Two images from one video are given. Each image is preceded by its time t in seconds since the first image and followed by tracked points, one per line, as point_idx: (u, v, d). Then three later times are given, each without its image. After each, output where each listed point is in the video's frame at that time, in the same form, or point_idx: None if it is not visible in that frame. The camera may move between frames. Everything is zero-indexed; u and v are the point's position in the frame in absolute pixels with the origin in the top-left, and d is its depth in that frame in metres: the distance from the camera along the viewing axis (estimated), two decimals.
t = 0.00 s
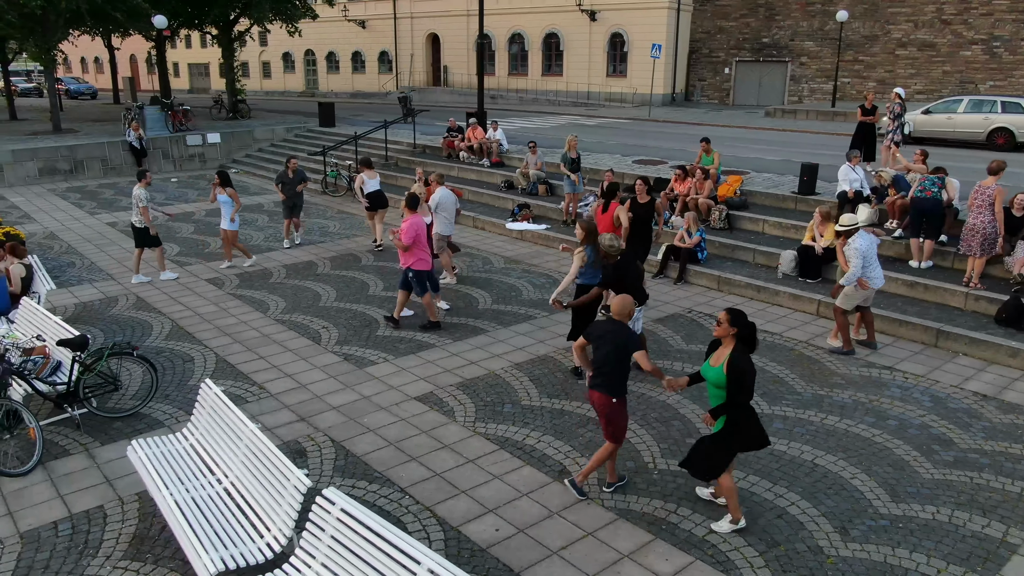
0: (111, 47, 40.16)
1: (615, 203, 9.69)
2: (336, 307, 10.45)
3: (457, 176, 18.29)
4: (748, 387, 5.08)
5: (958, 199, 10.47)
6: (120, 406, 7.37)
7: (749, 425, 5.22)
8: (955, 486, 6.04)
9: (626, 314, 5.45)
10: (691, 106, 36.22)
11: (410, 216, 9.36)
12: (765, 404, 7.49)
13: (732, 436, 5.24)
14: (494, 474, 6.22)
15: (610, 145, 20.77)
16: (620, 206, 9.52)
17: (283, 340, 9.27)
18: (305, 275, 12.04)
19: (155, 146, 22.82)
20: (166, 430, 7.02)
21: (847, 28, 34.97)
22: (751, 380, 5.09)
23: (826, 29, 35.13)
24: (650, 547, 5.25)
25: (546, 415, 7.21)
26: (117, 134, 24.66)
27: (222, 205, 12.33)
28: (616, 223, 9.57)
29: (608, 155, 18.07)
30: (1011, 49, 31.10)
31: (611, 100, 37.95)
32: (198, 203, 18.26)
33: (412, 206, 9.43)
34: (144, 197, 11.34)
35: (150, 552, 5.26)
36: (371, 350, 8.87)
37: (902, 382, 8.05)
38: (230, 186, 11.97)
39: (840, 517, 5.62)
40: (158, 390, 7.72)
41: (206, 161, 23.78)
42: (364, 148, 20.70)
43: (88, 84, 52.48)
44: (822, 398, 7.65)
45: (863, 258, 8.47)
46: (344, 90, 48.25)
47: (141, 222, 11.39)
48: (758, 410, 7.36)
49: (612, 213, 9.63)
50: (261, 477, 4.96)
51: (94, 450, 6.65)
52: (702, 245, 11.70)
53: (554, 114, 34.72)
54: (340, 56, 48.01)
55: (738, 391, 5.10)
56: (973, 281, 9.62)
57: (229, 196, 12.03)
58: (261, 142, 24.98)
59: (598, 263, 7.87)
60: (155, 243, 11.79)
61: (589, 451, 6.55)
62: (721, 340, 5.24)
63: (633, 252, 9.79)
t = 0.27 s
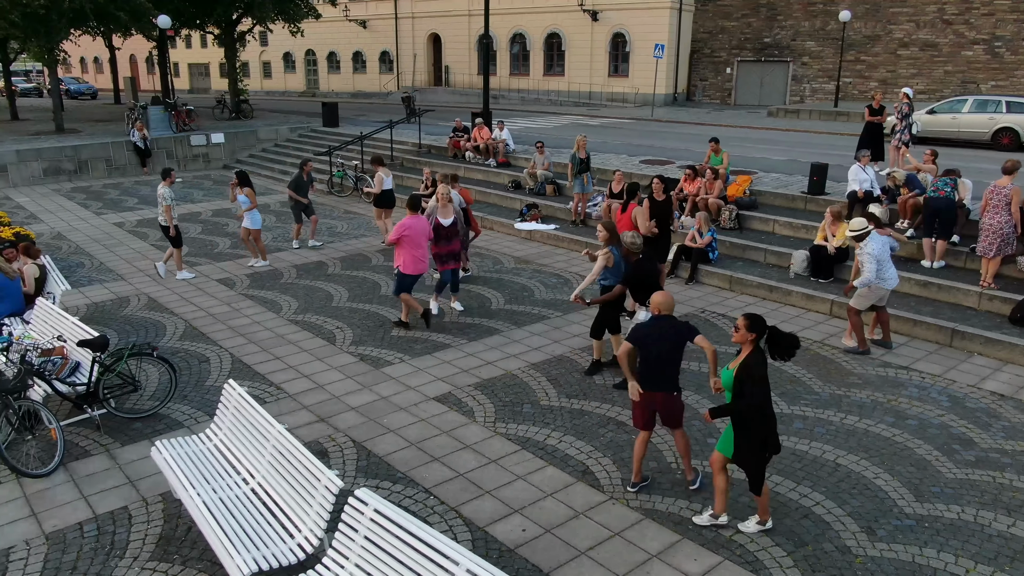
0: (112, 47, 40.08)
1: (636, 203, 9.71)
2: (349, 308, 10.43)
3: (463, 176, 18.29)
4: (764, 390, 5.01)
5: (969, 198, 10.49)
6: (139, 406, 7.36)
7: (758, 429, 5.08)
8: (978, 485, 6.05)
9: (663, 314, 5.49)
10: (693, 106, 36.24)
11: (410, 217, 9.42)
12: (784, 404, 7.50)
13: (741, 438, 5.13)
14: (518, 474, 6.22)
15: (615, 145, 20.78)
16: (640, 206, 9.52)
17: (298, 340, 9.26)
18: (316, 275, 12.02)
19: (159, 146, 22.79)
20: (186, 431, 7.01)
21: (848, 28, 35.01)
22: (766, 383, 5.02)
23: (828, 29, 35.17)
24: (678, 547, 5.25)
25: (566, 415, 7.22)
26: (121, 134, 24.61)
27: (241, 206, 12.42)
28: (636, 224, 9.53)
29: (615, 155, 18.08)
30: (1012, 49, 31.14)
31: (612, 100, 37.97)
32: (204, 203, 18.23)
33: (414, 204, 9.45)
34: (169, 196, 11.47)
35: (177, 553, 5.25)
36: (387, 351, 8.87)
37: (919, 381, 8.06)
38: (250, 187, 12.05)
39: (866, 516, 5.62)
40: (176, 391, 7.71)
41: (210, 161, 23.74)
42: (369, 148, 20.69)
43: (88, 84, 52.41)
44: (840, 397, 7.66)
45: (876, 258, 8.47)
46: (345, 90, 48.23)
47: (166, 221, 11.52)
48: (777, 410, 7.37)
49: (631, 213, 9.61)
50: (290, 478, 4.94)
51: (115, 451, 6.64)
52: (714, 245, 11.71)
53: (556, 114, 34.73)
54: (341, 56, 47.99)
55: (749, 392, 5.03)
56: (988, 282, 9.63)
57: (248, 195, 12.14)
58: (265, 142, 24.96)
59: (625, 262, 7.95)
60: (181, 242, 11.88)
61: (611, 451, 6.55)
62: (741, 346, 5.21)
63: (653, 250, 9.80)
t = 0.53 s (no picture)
0: (104, 47, 39.85)
1: (646, 205, 9.83)
2: (356, 309, 10.41)
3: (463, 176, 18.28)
4: (766, 389, 4.95)
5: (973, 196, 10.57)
6: (152, 408, 7.33)
7: (757, 427, 5.03)
8: (993, 482, 6.10)
9: (703, 311, 5.96)
10: (688, 106, 36.32)
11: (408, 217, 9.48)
12: (796, 402, 7.53)
13: (736, 435, 5.07)
14: (535, 473, 6.23)
15: (614, 144, 20.82)
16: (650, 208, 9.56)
17: (306, 341, 9.24)
18: (320, 276, 12.00)
19: (156, 147, 22.68)
20: (200, 432, 6.98)
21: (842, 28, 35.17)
22: (767, 382, 4.96)
23: (822, 29, 35.33)
24: (700, 546, 5.27)
25: (580, 414, 7.23)
26: (117, 134, 24.45)
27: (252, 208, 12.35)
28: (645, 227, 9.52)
29: (615, 155, 18.12)
30: (1005, 49, 31.34)
31: (608, 100, 38.02)
32: (203, 204, 18.16)
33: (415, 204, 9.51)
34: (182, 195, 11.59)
35: (199, 554, 5.23)
36: (397, 351, 8.87)
37: (928, 379, 8.12)
38: (258, 187, 12.04)
39: (884, 513, 5.66)
40: (188, 393, 7.68)
41: (207, 161, 23.64)
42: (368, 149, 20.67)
43: (80, 84, 52.10)
44: (851, 395, 7.70)
45: (883, 259, 8.49)
46: (339, 90, 48.13)
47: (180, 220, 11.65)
48: (790, 408, 7.41)
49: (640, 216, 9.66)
50: (314, 479, 4.94)
51: (129, 453, 6.61)
52: (718, 244, 11.75)
53: (552, 114, 34.75)
54: (335, 56, 47.88)
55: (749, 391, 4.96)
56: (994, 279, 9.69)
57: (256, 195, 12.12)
58: (262, 143, 24.87)
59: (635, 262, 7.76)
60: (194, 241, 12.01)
61: (627, 450, 6.56)
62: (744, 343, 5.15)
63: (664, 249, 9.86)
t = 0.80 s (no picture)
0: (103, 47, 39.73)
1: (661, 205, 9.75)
2: (368, 309, 10.41)
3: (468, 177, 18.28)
4: (766, 389, 5.09)
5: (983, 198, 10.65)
6: (170, 409, 7.33)
7: (757, 427, 5.18)
8: (1014, 482, 6.12)
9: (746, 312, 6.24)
10: (689, 106, 36.36)
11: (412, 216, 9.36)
12: (813, 402, 7.55)
13: (736, 433, 5.25)
14: (558, 474, 6.23)
15: (618, 144, 20.84)
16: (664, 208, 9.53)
17: (320, 342, 9.23)
18: (330, 277, 11.99)
19: (159, 147, 22.64)
20: (220, 433, 6.98)
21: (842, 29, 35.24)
22: (768, 382, 5.09)
23: (821, 29, 35.41)
24: (727, 545, 5.28)
25: (599, 415, 7.25)
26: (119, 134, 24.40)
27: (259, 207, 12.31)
28: (661, 226, 9.48)
29: (620, 155, 18.14)
30: (1004, 49, 31.42)
31: (608, 100, 38.06)
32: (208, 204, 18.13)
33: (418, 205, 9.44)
34: (196, 192, 11.74)
35: (227, 555, 5.23)
36: (411, 351, 8.87)
37: (943, 379, 8.15)
38: (265, 187, 12.02)
39: (908, 513, 5.68)
40: (206, 394, 7.68)
41: (209, 162, 23.61)
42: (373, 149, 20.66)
43: (78, 84, 51.96)
44: (867, 395, 7.73)
45: (895, 261, 8.51)
46: (338, 90, 48.09)
47: (195, 219, 11.76)
48: (807, 407, 7.43)
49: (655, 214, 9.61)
50: (343, 480, 4.95)
51: (150, 454, 6.61)
52: (728, 244, 11.78)
53: (553, 114, 34.77)
54: (335, 56, 47.83)
55: (750, 391, 5.10)
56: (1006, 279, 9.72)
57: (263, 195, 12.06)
58: (265, 143, 24.84)
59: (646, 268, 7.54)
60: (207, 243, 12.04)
61: (649, 450, 6.58)
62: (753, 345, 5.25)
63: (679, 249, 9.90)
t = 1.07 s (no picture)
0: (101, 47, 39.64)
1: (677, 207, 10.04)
2: (380, 310, 10.40)
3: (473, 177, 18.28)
4: (770, 388, 5.07)
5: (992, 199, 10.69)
6: (187, 410, 7.32)
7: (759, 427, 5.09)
8: None
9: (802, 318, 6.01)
10: (688, 106, 36.41)
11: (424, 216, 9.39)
12: (830, 402, 7.57)
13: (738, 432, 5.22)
14: (580, 474, 6.24)
15: (622, 144, 20.87)
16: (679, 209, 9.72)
17: (334, 343, 9.22)
18: (340, 277, 11.98)
19: (160, 147, 22.60)
20: (238, 435, 6.96)
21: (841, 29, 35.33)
22: (768, 381, 5.07)
23: (820, 29, 35.50)
24: (753, 545, 5.29)
25: (618, 415, 7.25)
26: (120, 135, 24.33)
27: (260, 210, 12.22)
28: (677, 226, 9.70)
29: (625, 155, 18.16)
30: (1003, 50, 31.53)
31: (608, 100, 38.10)
32: (212, 205, 18.10)
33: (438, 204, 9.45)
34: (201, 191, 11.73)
35: (254, 557, 5.23)
36: (426, 352, 8.88)
37: (957, 379, 8.17)
38: (267, 189, 11.97)
39: (932, 512, 5.70)
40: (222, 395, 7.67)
41: (211, 162, 23.57)
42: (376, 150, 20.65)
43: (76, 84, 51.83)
44: (883, 395, 7.75)
45: (913, 257, 8.49)
46: (337, 90, 48.04)
47: (200, 219, 11.66)
48: (824, 407, 7.45)
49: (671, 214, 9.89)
50: (371, 482, 4.94)
51: (170, 455, 6.59)
52: (737, 244, 11.82)
53: (553, 114, 34.79)
54: (333, 57, 47.78)
55: (755, 388, 5.11)
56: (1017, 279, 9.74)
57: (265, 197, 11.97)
58: (267, 144, 24.81)
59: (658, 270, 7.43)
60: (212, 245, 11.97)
61: (669, 451, 6.59)
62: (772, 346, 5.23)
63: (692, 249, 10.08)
